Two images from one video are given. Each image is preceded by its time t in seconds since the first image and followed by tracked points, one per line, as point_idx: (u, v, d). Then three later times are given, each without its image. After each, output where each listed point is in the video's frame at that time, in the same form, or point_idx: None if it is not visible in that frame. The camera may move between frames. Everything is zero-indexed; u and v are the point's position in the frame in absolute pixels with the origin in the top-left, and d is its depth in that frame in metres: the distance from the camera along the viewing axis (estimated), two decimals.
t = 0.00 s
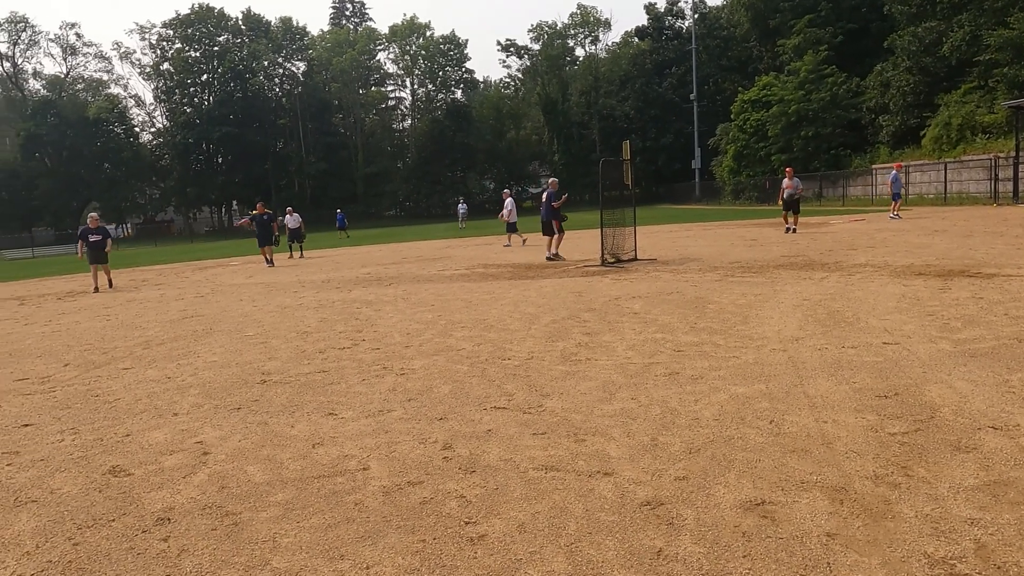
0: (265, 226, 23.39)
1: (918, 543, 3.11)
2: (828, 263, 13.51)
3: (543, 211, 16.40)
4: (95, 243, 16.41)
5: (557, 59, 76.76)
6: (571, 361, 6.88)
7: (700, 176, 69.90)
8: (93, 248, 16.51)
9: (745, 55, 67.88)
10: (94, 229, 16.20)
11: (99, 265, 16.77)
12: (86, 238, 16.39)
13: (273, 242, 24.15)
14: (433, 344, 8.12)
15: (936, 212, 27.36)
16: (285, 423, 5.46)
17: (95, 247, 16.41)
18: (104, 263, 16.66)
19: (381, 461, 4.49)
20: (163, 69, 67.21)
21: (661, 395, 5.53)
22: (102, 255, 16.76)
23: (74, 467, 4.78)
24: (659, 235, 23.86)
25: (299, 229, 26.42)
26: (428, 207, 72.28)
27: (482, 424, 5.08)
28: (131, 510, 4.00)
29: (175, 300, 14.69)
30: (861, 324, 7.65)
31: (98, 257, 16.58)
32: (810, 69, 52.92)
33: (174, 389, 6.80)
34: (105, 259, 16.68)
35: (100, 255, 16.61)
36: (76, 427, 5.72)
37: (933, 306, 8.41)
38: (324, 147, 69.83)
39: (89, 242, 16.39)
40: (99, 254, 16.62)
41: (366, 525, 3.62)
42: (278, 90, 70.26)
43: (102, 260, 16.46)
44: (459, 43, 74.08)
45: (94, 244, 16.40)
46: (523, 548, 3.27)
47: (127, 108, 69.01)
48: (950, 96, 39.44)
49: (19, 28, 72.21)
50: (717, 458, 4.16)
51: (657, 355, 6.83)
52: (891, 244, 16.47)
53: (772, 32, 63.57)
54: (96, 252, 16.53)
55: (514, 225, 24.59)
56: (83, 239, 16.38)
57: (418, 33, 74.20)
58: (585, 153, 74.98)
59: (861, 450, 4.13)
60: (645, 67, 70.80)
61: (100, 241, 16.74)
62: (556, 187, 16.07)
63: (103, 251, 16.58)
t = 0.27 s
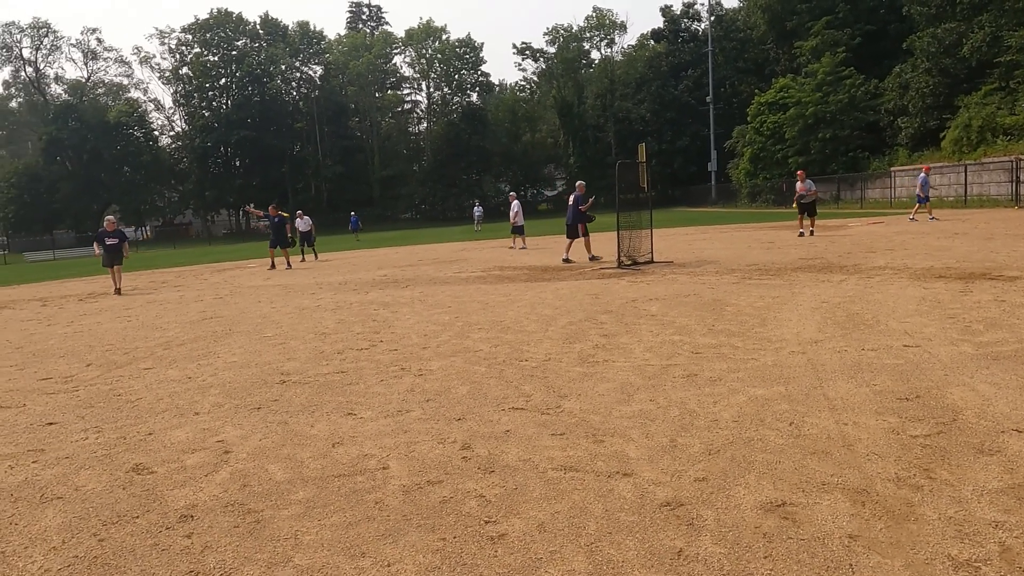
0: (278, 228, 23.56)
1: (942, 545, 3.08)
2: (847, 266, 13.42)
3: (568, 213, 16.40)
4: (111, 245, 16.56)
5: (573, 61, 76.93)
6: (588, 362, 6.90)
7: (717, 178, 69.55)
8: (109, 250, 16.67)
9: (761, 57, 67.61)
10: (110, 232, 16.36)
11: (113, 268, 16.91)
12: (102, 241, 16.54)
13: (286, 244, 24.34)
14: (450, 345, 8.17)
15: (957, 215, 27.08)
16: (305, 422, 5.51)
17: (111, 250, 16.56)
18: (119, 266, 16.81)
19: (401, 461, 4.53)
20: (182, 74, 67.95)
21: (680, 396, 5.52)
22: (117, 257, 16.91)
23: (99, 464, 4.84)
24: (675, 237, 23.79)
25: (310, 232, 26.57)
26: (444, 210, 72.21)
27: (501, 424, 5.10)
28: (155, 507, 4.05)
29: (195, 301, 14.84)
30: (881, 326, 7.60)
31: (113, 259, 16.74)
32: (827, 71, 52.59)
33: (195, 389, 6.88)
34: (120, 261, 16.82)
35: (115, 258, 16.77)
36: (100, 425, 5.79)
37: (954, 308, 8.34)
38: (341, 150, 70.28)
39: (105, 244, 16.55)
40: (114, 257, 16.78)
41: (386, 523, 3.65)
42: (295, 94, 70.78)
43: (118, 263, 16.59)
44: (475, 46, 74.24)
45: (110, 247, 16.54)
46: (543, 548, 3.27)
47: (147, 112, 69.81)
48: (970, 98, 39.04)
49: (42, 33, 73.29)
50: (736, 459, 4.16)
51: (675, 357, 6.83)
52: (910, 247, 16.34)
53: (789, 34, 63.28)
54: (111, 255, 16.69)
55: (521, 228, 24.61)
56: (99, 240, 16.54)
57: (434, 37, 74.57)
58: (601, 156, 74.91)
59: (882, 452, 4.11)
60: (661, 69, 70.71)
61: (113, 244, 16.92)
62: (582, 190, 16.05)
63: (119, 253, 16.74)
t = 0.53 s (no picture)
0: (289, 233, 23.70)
1: (980, 548, 3.06)
2: (867, 271, 13.34)
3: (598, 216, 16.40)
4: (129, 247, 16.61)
5: (587, 67, 76.58)
6: (610, 364, 6.89)
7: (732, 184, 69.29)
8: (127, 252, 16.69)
9: (777, 63, 67.37)
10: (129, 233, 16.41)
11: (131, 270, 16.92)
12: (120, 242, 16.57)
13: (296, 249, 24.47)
14: (471, 347, 8.19)
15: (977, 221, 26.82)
16: (330, 421, 5.54)
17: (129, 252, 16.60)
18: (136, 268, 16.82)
19: (428, 459, 4.54)
20: (200, 79, 68.65)
21: (705, 398, 5.51)
22: (134, 259, 16.94)
23: (128, 460, 4.89)
24: (692, 242, 23.71)
25: (323, 234, 26.71)
26: (458, 215, 71.57)
27: (526, 424, 5.10)
28: (185, 503, 4.09)
29: (215, 303, 14.95)
30: (905, 330, 7.55)
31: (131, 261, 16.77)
32: (844, 76, 52.36)
33: (220, 388, 6.93)
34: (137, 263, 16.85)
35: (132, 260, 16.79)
36: (128, 423, 5.85)
37: (978, 313, 8.28)
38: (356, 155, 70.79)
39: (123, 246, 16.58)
40: (132, 258, 16.80)
41: (416, 520, 3.66)
42: (311, 99, 71.29)
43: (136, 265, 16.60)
44: (490, 51, 74.34)
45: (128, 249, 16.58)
46: (575, 546, 3.27)
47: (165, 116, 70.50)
48: (990, 103, 38.72)
49: (63, 39, 74.30)
50: (765, 460, 4.14)
51: (698, 359, 6.81)
52: (930, 252, 16.22)
53: (805, 40, 63.06)
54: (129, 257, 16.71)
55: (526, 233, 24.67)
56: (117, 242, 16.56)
57: (449, 43, 74.77)
58: (616, 161, 74.83)
59: (913, 454, 4.08)
60: (675, 75, 70.58)
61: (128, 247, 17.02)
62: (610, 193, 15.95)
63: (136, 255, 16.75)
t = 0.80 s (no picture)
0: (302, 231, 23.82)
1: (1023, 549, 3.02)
2: (892, 274, 13.19)
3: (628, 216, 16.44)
4: (149, 244, 16.59)
5: (607, 68, 76.12)
6: (636, 363, 6.87)
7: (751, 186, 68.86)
8: (147, 249, 16.65)
9: (798, 65, 66.90)
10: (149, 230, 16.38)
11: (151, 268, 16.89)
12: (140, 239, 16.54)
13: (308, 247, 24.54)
14: (495, 344, 8.20)
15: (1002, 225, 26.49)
16: (358, 415, 5.57)
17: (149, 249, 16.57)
18: (157, 265, 16.78)
19: (458, 453, 4.54)
20: (222, 78, 69.31)
21: (734, 397, 5.47)
22: (155, 257, 16.91)
23: (160, 450, 4.94)
24: (712, 244, 23.58)
25: (340, 233, 26.80)
26: (475, 215, 71.73)
27: (555, 420, 5.10)
28: (219, 492, 4.12)
29: (237, 299, 15.07)
30: (935, 333, 7.45)
31: (152, 258, 16.73)
32: (867, 79, 51.90)
33: (247, 381, 7.00)
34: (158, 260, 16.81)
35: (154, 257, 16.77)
36: (158, 414, 5.90)
37: (1009, 317, 8.17)
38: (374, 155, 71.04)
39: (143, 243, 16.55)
40: (153, 256, 16.76)
41: (449, 513, 3.67)
42: (331, 99, 71.73)
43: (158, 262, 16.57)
44: (510, 52, 74.42)
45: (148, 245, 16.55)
46: (610, 540, 3.27)
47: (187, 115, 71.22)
48: (1016, 107, 38.23)
49: (88, 38, 75.28)
50: (799, 458, 4.11)
51: (724, 359, 6.78)
52: (956, 256, 16.02)
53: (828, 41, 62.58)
54: (150, 253, 16.68)
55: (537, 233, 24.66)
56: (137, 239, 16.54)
57: (469, 43, 74.92)
58: (634, 163, 74.75)
59: (949, 455, 4.03)
60: (696, 76, 70.25)
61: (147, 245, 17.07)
62: (640, 193, 15.90)
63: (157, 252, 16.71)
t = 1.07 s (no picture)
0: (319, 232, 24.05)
1: None
2: (923, 276, 12.98)
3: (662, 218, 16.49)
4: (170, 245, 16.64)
5: (628, 70, 76.09)
6: (665, 364, 6.81)
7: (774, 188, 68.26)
8: (168, 250, 16.71)
9: (822, 65, 66.28)
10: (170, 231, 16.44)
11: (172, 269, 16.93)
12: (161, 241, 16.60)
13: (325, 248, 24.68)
14: (522, 344, 8.18)
15: None
16: (387, 414, 5.57)
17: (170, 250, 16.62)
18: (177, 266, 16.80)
19: (489, 452, 4.52)
20: (246, 81, 70.08)
21: (766, 398, 5.41)
22: (175, 258, 16.96)
23: (193, 447, 4.98)
24: (736, 246, 23.40)
25: (361, 235, 26.88)
26: (496, 217, 71.98)
27: (585, 421, 5.07)
28: (252, 488, 4.13)
29: (263, 299, 15.20)
30: (970, 335, 7.32)
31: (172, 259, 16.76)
32: (893, 79, 51.33)
33: (276, 379, 7.04)
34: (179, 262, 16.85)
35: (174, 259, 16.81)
36: (189, 412, 5.94)
37: None
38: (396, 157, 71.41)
39: (164, 244, 16.61)
40: (173, 257, 16.81)
41: (482, 512, 3.65)
42: (353, 102, 72.24)
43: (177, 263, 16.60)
44: (531, 54, 74.49)
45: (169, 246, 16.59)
46: (647, 540, 3.23)
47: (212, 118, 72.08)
48: None
49: (115, 42, 76.46)
50: (836, 461, 4.04)
51: (754, 360, 6.70)
52: (988, 258, 15.74)
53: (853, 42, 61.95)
54: (170, 255, 16.71)
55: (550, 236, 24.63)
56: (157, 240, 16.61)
57: (490, 45, 75.10)
58: (655, 165, 74.57)
59: (991, 459, 3.95)
60: (718, 77, 69.85)
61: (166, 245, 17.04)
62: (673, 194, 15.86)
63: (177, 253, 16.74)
